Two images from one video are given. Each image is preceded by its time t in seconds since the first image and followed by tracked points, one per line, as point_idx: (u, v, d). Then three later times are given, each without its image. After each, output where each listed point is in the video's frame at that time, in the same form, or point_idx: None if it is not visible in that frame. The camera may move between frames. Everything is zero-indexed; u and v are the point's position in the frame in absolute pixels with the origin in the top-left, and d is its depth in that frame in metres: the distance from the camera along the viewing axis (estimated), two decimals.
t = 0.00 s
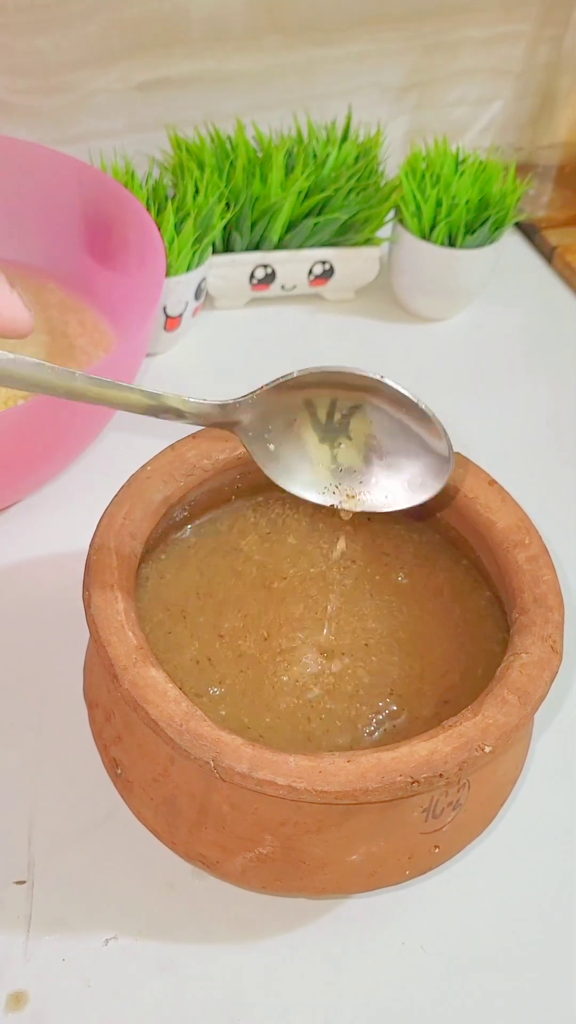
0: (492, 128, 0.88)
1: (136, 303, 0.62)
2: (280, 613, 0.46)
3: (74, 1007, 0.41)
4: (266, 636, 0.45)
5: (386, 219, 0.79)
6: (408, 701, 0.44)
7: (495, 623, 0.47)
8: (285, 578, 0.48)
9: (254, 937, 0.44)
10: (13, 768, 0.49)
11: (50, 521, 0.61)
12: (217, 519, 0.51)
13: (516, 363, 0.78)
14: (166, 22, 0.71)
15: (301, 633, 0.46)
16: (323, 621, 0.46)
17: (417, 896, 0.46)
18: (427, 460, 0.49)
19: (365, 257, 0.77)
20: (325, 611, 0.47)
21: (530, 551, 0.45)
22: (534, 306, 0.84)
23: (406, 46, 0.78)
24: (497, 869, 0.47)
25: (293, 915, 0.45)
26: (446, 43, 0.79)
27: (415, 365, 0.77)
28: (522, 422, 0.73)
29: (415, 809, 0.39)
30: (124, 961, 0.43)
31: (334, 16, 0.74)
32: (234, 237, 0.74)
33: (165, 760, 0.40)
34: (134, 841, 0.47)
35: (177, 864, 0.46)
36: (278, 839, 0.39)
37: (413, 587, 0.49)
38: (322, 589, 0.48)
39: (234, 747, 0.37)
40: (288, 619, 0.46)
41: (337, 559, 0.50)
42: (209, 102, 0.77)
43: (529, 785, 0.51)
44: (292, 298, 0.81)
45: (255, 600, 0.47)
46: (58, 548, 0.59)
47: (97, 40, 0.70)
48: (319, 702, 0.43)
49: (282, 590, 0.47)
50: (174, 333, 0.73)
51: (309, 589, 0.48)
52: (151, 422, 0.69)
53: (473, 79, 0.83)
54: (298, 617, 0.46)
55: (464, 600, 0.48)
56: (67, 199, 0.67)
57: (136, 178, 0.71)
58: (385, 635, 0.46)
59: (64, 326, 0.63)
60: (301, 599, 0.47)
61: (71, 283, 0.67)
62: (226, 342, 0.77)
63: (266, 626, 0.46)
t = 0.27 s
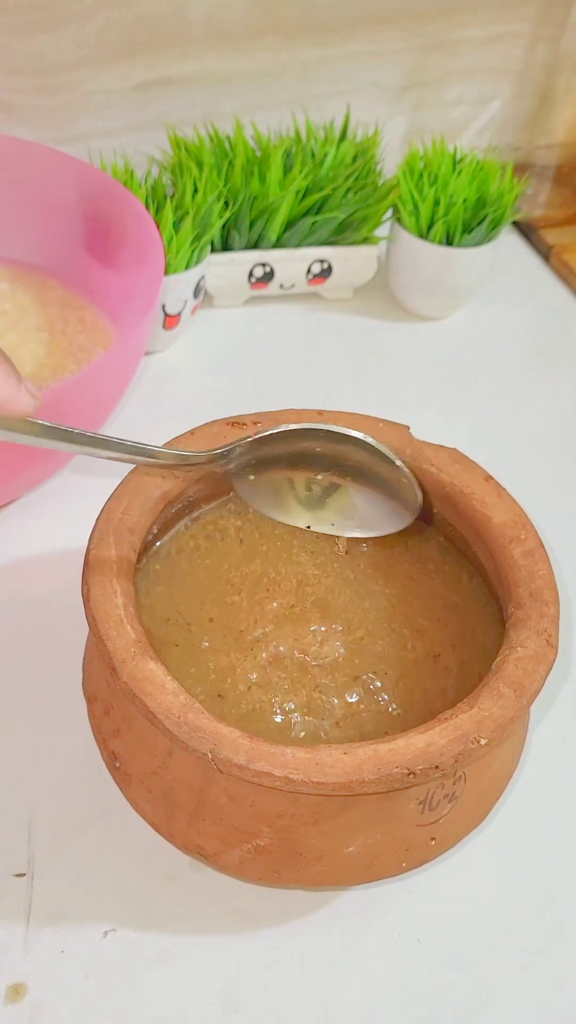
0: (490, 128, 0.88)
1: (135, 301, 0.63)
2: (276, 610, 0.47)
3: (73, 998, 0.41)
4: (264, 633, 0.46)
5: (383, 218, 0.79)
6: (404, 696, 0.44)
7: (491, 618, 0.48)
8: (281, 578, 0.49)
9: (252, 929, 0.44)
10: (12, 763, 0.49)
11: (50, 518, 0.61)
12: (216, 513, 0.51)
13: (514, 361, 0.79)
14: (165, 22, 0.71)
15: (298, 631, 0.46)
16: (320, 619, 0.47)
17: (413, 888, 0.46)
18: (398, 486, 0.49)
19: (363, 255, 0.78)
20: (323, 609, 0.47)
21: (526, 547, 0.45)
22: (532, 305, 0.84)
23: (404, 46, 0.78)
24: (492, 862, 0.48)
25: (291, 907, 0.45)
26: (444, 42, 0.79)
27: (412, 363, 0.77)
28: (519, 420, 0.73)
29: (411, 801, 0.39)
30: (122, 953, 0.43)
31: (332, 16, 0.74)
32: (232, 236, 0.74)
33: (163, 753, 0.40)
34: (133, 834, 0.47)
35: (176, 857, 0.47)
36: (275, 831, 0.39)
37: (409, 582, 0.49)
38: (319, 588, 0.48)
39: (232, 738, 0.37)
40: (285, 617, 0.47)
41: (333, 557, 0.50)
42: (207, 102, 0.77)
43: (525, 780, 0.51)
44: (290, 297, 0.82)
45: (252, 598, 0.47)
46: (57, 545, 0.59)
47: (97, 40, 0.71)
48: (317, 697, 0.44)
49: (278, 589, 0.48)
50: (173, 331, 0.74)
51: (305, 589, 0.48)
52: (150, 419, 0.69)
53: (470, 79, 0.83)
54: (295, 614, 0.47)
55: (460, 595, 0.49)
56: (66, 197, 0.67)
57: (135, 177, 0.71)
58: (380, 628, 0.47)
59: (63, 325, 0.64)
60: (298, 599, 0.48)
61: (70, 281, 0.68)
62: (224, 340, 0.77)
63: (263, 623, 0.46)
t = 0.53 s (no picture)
0: (487, 127, 0.89)
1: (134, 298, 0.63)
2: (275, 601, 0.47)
3: (72, 982, 0.42)
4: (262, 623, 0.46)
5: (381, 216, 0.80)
6: (400, 685, 0.45)
7: (486, 608, 0.48)
8: (280, 569, 0.49)
9: (249, 914, 0.45)
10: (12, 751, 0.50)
11: (50, 511, 0.62)
12: (214, 506, 0.52)
13: (511, 359, 0.79)
14: (165, 23, 0.72)
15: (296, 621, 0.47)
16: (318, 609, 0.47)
17: (409, 874, 0.47)
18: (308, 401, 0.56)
19: (361, 253, 0.78)
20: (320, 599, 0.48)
21: (520, 537, 0.46)
22: (528, 303, 0.85)
23: (402, 47, 0.79)
24: (486, 849, 0.48)
25: (288, 893, 0.46)
26: (442, 43, 0.80)
27: (410, 360, 0.78)
28: (515, 417, 0.74)
29: (405, 786, 0.40)
30: (120, 938, 0.43)
31: (330, 18, 0.75)
32: (231, 233, 0.75)
33: (161, 739, 0.41)
34: (132, 821, 0.48)
35: (174, 844, 0.47)
36: (272, 815, 0.40)
37: (405, 572, 0.50)
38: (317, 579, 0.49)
39: (228, 724, 0.38)
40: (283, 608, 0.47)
41: (330, 548, 0.51)
42: (207, 101, 0.78)
43: (519, 769, 0.52)
44: (288, 294, 0.82)
45: (251, 587, 0.48)
46: (57, 538, 0.60)
47: (97, 40, 0.71)
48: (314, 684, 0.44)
49: (277, 580, 0.48)
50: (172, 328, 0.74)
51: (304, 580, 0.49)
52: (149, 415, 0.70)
53: (468, 79, 0.84)
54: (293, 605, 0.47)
55: (455, 586, 0.49)
56: (67, 195, 0.68)
57: (135, 176, 0.72)
58: (375, 617, 0.47)
59: (63, 321, 0.64)
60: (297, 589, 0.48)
61: (70, 278, 0.68)
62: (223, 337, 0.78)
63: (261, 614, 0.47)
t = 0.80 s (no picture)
0: (486, 127, 0.89)
1: (134, 295, 0.64)
2: (273, 598, 0.48)
3: (72, 968, 0.42)
4: (260, 620, 0.47)
5: (380, 214, 0.80)
6: (397, 675, 0.45)
7: (482, 600, 0.49)
8: (277, 565, 0.50)
9: (247, 902, 0.45)
10: (13, 742, 0.50)
11: (51, 505, 0.62)
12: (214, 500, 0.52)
13: (508, 356, 0.80)
14: (165, 23, 0.73)
15: (294, 617, 0.47)
16: (316, 607, 0.48)
17: (405, 863, 0.47)
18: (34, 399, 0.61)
19: (360, 252, 0.79)
20: (318, 596, 0.48)
21: (514, 530, 0.46)
22: (526, 301, 0.86)
23: (401, 47, 0.80)
24: (482, 839, 0.49)
25: (285, 881, 0.46)
26: (441, 43, 0.81)
27: (408, 358, 0.78)
28: (512, 414, 0.74)
29: (401, 773, 0.40)
30: (119, 925, 0.44)
31: (329, 18, 0.76)
32: (231, 231, 0.76)
33: (159, 727, 0.41)
34: (131, 810, 0.48)
35: (173, 833, 0.48)
36: (269, 802, 0.41)
37: (402, 565, 0.50)
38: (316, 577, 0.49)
39: (226, 711, 0.38)
40: (282, 604, 0.48)
41: (329, 542, 0.51)
42: (207, 101, 0.78)
43: (515, 760, 0.52)
44: (288, 292, 0.83)
45: (250, 581, 0.49)
46: (57, 532, 0.61)
47: (98, 39, 0.72)
48: (312, 675, 0.45)
49: (275, 576, 0.49)
50: (172, 325, 0.75)
51: (302, 577, 0.49)
52: (149, 411, 0.70)
53: (466, 79, 0.84)
54: (291, 602, 0.48)
55: (452, 578, 0.50)
56: (68, 194, 0.68)
57: (136, 174, 0.73)
58: (372, 609, 0.48)
59: (64, 318, 0.65)
60: (295, 586, 0.49)
61: (71, 276, 0.69)
62: (223, 334, 0.78)
63: (261, 610, 0.47)
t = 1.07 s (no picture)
0: (486, 129, 0.90)
1: (134, 297, 0.64)
2: (272, 600, 0.48)
3: (71, 967, 0.42)
4: (260, 623, 0.47)
5: (379, 216, 0.80)
6: (396, 676, 0.45)
7: (481, 600, 0.49)
8: (277, 566, 0.50)
9: (247, 901, 0.45)
10: (13, 743, 0.50)
11: (51, 507, 0.62)
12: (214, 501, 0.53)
13: (507, 358, 0.80)
14: (166, 25, 0.73)
15: (294, 620, 0.47)
16: (315, 609, 0.48)
17: (405, 863, 0.47)
18: None
19: (359, 253, 0.79)
20: (318, 599, 0.48)
21: (513, 530, 0.46)
22: (526, 303, 0.86)
23: (400, 49, 0.80)
24: (481, 839, 0.49)
25: (285, 881, 0.46)
26: (440, 45, 0.81)
27: (407, 359, 0.78)
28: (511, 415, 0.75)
29: (400, 773, 0.40)
30: (119, 925, 0.44)
31: (329, 21, 0.76)
32: (231, 233, 0.76)
33: (159, 727, 0.41)
34: (131, 811, 0.48)
35: (173, 833, 0.48)
36: (269, 802, 0.41)
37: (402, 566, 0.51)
38: (315, 579, 0.49)
39: (225, 710, 0.38)
40: (281, 607, 0.48)
41: (328, 543, 0.51)
42: (207, 103, 0.79)
43: (514, 761, 0.52)
44: (287, 294, 0.83)
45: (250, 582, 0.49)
46: (57, 533, 0.61)
47: (99, 42, 0.72)
48: (311, 675, 0.45)
49: (275, 579, 0.49)
50: (172, 327, 0.75)
51: (302, 579, 0.49)
52: (149, 413, 0.70)
53: (466, 81, 0.84)
54: (290, 605, 0.48)
55: (451, 579, 0.50)
56: (69, 196, 0.69)
57: (136, 176, 0.73)
58: (371, 610, 0.48)
59: (64, 319, 0.65)
60: (295, 588, 0.49)
61: (72, 277, 0.69)
62: (223, 336, 0.78)
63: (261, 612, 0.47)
